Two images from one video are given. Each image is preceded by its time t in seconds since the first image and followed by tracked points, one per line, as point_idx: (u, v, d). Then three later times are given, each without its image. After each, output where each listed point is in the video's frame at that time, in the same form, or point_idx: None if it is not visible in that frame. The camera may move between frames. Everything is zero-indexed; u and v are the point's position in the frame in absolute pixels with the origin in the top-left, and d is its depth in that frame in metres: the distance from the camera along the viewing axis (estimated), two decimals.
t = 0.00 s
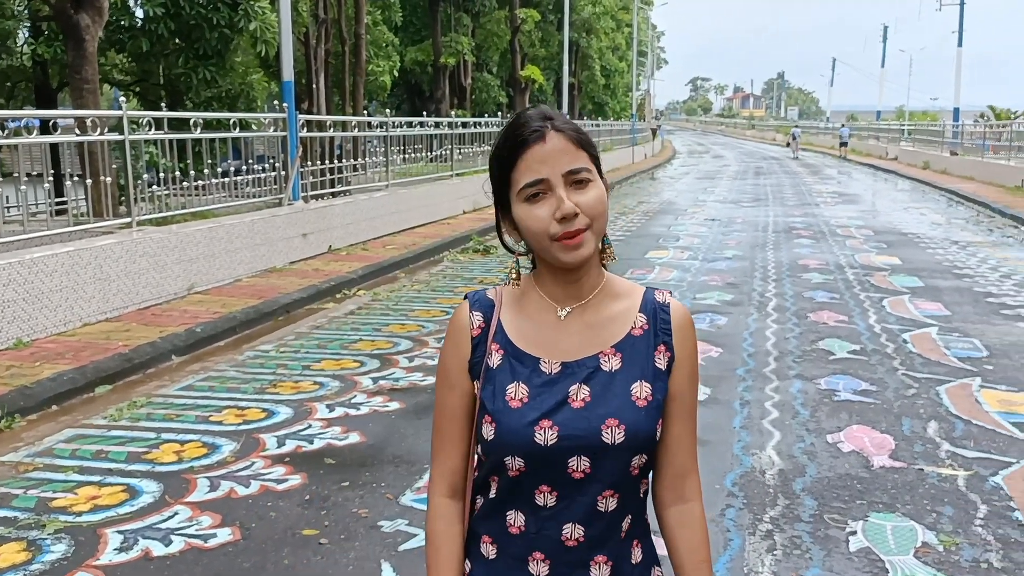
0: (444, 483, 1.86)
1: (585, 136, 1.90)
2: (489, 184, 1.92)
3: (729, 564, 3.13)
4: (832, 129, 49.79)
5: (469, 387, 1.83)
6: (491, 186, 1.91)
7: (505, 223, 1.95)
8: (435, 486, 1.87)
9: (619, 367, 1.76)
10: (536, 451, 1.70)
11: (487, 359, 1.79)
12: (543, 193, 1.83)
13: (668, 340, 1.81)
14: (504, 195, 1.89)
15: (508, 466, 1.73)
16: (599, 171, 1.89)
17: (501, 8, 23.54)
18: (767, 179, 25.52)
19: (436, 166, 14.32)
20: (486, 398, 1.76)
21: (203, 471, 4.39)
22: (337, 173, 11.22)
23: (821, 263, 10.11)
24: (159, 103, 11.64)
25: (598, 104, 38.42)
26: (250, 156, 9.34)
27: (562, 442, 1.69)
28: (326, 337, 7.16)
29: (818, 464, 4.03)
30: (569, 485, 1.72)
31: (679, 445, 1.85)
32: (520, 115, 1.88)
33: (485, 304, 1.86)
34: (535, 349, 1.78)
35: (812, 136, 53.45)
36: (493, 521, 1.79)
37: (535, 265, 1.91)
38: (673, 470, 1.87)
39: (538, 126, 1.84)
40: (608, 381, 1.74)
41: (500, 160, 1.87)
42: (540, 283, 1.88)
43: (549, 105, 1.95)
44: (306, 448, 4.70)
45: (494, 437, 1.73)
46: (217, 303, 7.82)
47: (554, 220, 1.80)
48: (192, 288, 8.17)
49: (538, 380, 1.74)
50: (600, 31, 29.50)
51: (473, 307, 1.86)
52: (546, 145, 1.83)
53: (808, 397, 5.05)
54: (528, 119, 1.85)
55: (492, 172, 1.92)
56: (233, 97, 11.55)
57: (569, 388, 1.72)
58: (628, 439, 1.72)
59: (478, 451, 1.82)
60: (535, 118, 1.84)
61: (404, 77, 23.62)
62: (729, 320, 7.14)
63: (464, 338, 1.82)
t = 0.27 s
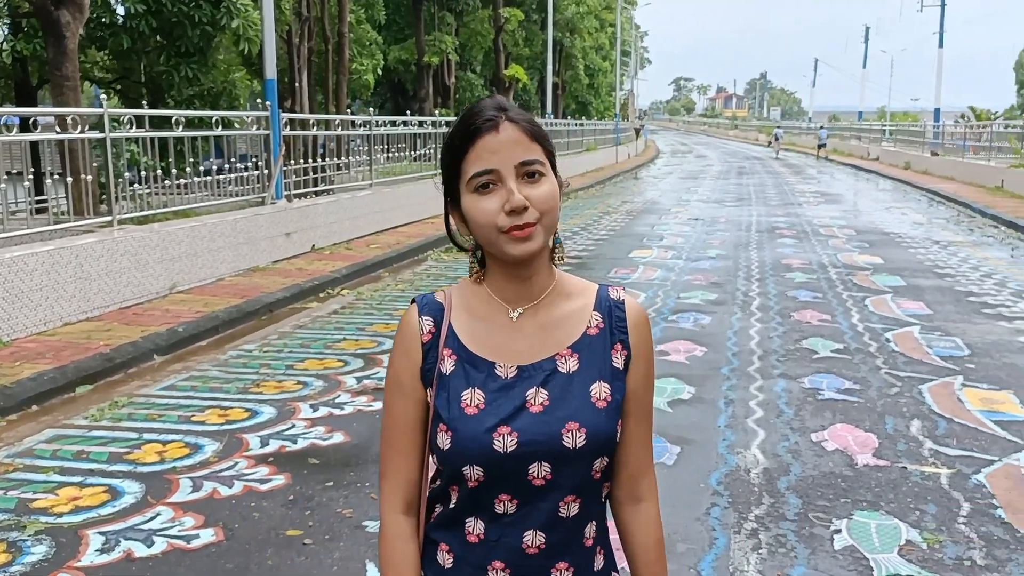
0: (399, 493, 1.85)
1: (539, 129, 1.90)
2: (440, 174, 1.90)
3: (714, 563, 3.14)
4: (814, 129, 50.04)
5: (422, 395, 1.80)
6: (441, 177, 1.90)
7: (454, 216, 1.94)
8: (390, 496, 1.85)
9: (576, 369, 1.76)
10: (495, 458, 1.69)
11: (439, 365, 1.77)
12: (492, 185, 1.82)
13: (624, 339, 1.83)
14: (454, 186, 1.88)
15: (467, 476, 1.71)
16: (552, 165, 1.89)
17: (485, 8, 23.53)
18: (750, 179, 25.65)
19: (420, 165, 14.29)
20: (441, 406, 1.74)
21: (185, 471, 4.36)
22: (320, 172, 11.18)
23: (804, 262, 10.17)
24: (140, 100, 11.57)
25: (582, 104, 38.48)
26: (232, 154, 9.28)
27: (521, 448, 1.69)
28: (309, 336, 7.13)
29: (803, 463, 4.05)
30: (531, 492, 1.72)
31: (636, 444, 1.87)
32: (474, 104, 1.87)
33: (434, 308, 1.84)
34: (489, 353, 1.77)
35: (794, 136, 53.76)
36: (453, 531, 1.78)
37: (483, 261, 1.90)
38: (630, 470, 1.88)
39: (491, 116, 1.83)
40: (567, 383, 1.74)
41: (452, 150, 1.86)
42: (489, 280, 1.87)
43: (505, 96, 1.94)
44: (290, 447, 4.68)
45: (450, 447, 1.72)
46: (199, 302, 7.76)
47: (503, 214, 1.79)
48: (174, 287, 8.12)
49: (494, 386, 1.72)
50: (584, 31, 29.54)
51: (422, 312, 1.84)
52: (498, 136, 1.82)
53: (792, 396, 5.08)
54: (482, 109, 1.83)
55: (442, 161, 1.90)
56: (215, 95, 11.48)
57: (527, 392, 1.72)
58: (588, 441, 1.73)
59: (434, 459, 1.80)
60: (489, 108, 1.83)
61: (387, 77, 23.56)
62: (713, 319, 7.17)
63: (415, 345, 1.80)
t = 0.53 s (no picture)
0: (320, 518, 1.87)
1: (470, 131, 1.93)
2: (369, 175, 1.93)
3: (699, 562, 3.15)
4: (795, 129, 50.32)
5: (348, 412, 1.82)
6: (370, 178, 1.92)
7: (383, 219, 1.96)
8: (310, 519, 1.87)
9: (508, 378, 1.76)
10: (421, 471, 1.69)
11: (365, 378, 1.78)
12: (418, 184, 1.84)
13: (560, 346, 1.82)
14: (382, 187, 1.90)
15: (395, 494, 1.71)
16: (483, 167, 1.92)
17: (468, 6, 23.50)
18: (732, 178, 25.76)
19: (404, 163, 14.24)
20: (367, 420, 1.75)
21: (167, 472, 4.32)
22: (303, 170, 11.12)
23: (787, 261, 10.22)
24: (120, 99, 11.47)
25: (565, 103, 38.50)
26: (214, 153, 9.21)
27: (449, 461, 1.68)
28: (292, 336, 7.09)
29: (786, 462, 4.07)
30: (462, 506, 1.71)
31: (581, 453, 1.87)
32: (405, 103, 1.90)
33: (361, 319, 1.86)
34: (417, 364, 1.77)
35: (776, 135, 54.06)
36: (386, 554, 1.77)
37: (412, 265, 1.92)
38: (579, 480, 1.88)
39: (420, 114, 1.86)
40: (498, 393, 1.73)
41: (380, 149, 1.89)
42: (419, 285, 1.88)
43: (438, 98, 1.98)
44: (273, 448, 4.65)
45: (376, 462, 1.72)
46: (181, 302, 7.70)
47: (429, 213, 1.82)
48: (156, 286, 8.05)
49: (421, 398, 1.73)
50: (567, 30, 29.55)
51: (349, 323, 1.85)
52: (427, 134, 1.85)
53: (775, 394, 5.10)
54: (411, 107, 1.87)
55: (371, 163, 1.93)
56: (197, 94, 11.40)
57: (455, 403, 1.72)
58: (522, 452, 1.71)
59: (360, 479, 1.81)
60: (418, 107, 1.86)
61: (370, 75, 23.48)
62: (696, 318, 7.19)
63: (340, 358, 1.81)
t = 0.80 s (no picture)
0: (272, 531, 1.82)
1: (427, 128, 1.96)
2: (321, 167, 1.91)
3: (690, 560, 3.15)
4: (783, 128, 50.51)
5: (300, 423, 1.77)
6: (322, 170, 1.91)
7: (333, 214, 1.95)
8: (262, 539, 1.82)
9: (470, 377, 1.77)
10: (389, 477, 1.66)
11: (321, 385, 1.74)
12: (377, 179, 1.85)
13: (516, 343, 1.86)
14: (336, 180, 1.89)
15: (363, 503, 1.68)
16: (438, 166, 1.94)
17: (458, 5, 23.47)
18: (722, 178, 25.81)
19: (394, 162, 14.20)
20: (326, 428, 1.71)
21: (156, 471, 4.30)
22: (292, 169, 11.08)
23: (776, 260, 10.25)
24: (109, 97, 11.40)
25: (555, 102, 38.52)
26: (203, 151, 9.17)
27: (418, 465, 1.67)
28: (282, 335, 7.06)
29: (776, 460, 4.07)
30: (431, 512, 1.71)
31: (531, 454, 1.87)
32: (363, 96, 1.91)
33: (310, 324, 1.82)
34: (376, 368, 1.76)
35: (764, 135, 54.23)
36: (344, 567, 1.74)
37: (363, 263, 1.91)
38: (527, 483, 1.87)
39: (380, 108, 1.87)
40: (462, 393, 1.74)
41: (336, 140, 1.88)
42: (371, 284, 1.88)
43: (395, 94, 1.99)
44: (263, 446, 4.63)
45: (340, 471, 1.68)
46: (170, 300, 7.66)
47: (387, 208, 1.81)
48: (144, 285, 8.01)
49: (383, 402, 1.71)
50: (557, 29, 29.56)
51: (297, 329, 1.80)
52: (387, 128, 1.86)
53: (764, 393, 5.11)
54: (371, 100, 1.87)
55: (324, 154, 1.91)
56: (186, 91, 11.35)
57: (419, 406, 1.71)
58: (490, 451, 1.73)
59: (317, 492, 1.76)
60: (378, 100, 1.87)
61: (360, 74, 23.42)
62: (686, 317, 7.20)
63: (291, 365, 1.76)
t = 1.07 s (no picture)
0: (251, 547, 1.79)
1: (398, 124, 1.94)
2: (285, 159, 1.89)
3: (687, 560, 3.15)
4: (780, 128, 50.59)
5: (266, 431, 1.74)
6: (287, 162, 1.88)
7: (297, 208, 1.93)
8: (238, 553, 1.79)
9: (435, 378, 1.76)
10: (356, 484, 1.65)
11: (284, 392, 1.72)
12: (344, 176, 1.83)
13: (483, 340, 1.86)
14: (301, 173, 1.87)
15: (330, 511, 1.67)
16: (407, 164, 1.93)
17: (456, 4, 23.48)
18: (719, 177, 25.85)
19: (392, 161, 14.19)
20: (290, 437, 1.69)
21: (153, 470, 4.29)
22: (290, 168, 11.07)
23: (774, 260, 10.27)
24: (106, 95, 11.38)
25: (552, 102, 38.55)
26: (201, 151, 9.16)
27: (385, 470, 1.66)
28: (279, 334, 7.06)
29: (774, 461, 4.08)
30: (402, 516, 1.70)
31: (512, 447, 1.92)
32: (335, 87, 1.88)
33: (271, 331, 1.79)
34: (339, 372, 1.74)
35: (762, 135, 54.30)
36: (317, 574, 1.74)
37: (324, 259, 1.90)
38: (511, 475, 1.92)
39: (351, 103, 1.84)
40: (427, 394, 1.73)
41: (304, 132, 1.85)
42: (333, 283, 1.87)
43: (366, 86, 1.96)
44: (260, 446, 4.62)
45: (306, 481, 1.67)
46: (167, 300, 7.65)
47: (353, 206, 1.80)
48: (142, 284, 7.99)
49: (347, 408, 1.69)
50: (555, 28, 29.58)
51: (258, 336, 1.77)
52: (357, 124, 1.84)
53: (762, 393, 5.11)
54: (343, 93, 1.84)
55: (290, 145, 1.88)
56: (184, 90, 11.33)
57: (385, 410, 1.69)
58: (457, 453, 1.72)
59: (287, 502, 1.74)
60: (350, 94, 1.84)
61: (358, 73, 23.43)
62: (684, 317, 7.20)
63: (253, 373, 1.74)
